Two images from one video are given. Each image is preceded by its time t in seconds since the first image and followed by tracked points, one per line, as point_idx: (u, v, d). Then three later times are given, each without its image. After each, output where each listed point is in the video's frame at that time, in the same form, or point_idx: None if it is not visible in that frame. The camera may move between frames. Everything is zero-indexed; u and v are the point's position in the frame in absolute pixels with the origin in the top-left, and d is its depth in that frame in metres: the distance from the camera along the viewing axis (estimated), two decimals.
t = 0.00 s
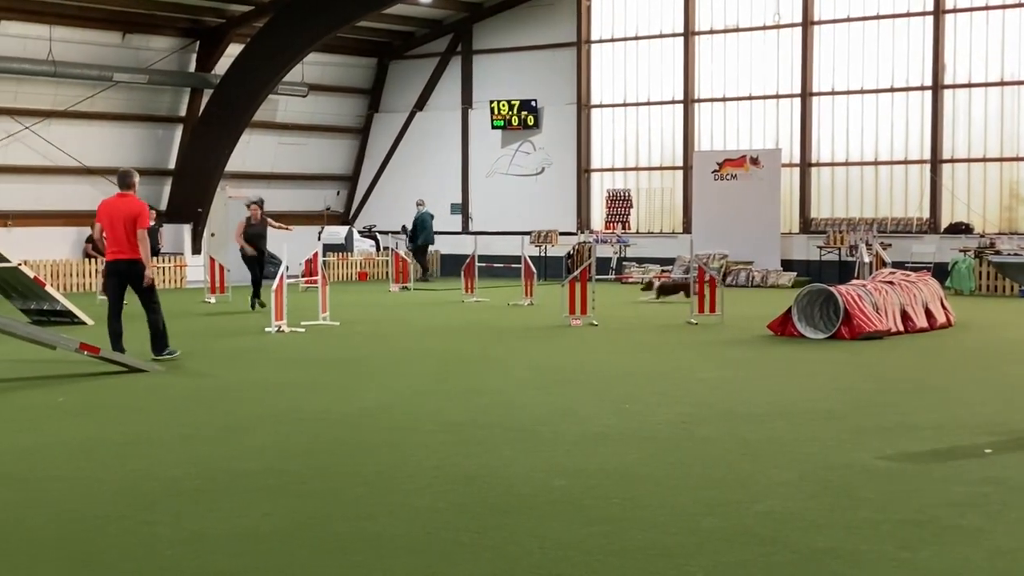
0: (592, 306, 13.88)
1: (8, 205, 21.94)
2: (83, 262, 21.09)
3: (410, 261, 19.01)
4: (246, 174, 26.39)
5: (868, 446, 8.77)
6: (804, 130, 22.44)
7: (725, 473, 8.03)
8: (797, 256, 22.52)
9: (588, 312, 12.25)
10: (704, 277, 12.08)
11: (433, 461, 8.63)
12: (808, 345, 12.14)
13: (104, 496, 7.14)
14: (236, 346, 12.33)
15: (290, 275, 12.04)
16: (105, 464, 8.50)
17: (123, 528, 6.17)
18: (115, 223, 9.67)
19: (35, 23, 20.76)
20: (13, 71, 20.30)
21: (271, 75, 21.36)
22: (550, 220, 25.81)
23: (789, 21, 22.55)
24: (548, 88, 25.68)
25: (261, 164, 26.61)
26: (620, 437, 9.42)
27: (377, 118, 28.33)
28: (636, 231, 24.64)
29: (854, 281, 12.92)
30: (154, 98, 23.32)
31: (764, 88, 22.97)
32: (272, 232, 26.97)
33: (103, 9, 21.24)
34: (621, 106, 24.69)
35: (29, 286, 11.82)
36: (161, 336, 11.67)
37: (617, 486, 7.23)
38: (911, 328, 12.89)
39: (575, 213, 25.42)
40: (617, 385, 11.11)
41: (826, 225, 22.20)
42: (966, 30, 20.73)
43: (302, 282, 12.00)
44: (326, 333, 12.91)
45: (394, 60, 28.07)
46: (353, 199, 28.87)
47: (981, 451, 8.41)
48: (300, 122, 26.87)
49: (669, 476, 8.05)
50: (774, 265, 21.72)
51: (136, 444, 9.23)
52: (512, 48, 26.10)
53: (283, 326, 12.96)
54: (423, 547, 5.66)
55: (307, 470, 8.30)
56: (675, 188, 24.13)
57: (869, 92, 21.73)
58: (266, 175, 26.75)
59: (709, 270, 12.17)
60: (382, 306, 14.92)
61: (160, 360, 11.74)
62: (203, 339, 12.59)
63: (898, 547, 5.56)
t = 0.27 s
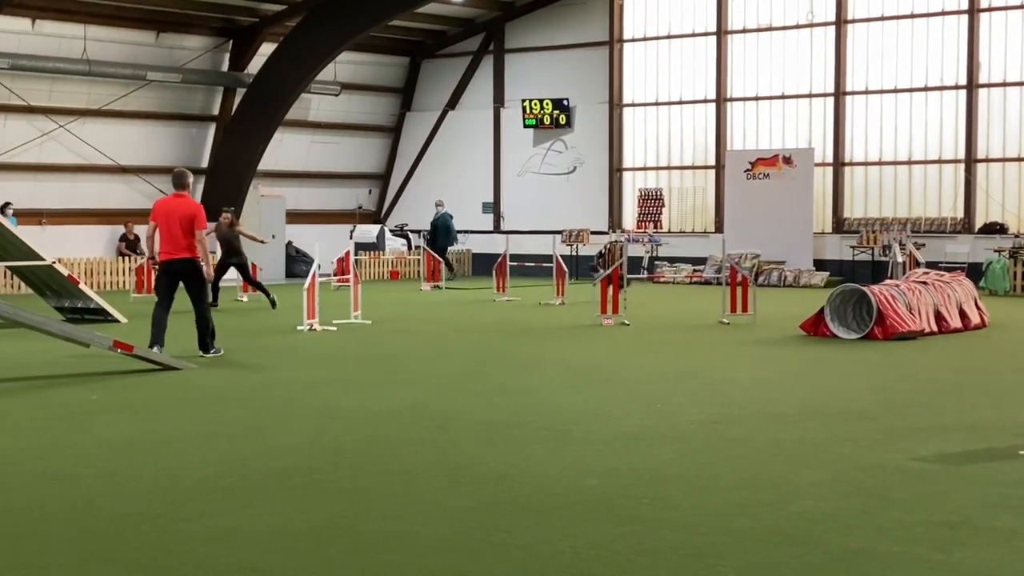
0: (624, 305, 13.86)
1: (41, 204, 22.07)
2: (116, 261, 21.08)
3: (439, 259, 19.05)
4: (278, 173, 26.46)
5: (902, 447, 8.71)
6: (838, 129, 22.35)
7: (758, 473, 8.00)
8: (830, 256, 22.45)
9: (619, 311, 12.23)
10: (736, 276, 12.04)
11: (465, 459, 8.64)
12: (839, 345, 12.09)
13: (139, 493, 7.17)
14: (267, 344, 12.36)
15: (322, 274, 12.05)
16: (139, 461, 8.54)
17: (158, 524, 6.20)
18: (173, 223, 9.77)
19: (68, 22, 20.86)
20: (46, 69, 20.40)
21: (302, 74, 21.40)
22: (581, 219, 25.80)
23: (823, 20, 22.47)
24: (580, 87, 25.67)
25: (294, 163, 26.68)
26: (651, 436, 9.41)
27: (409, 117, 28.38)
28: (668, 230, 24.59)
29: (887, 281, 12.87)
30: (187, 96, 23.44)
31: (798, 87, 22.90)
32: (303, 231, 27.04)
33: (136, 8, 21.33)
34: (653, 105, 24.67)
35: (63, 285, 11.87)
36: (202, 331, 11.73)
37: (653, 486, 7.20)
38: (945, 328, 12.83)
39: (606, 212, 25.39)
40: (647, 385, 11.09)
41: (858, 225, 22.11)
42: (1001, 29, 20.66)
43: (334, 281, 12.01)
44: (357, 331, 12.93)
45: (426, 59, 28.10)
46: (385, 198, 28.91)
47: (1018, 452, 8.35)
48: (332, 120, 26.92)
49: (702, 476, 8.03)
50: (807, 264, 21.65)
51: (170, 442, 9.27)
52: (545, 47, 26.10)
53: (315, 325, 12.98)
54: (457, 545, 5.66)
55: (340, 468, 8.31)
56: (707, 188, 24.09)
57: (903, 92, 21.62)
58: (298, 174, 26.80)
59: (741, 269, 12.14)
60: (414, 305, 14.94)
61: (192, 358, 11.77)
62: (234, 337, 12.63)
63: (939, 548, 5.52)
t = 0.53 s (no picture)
0: (666, 305, 13.83)
1: (86, 204, 22.15)
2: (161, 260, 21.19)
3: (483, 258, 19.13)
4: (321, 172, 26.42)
5: (953, 447, 8.64)
6: (882, 129, 22.25)
7: (809, 473, 7.95)
8: (874, 256, 22.33)
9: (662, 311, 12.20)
10: (780, 276, 11.99)
11: (512, 459, 8.62)
12: (883, 346, 12.03)
13: (188, 489, 7.19)
14: (310, 343, 12.40)
15: (365, 273, 12.07)
16: (185, 459, 8.56)
17: (211, 520, 6.20)
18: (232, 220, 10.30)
19: (113, 22, 20.99)
20: (90, 70, 20.50)
21: (348, 75, 21.53)
22: (623, 219, 25.77)
23: (867, 19, 22.38)
24: (623, 86, 25.66)
25: (338, 161, 26.69)
26: (696, 436, 9.37)
27: (451, 117, 28.44)
28: (711, 230, 24.53)
29: (931, 282, 12.81)
30: (230, 97, 23.55)
31: (842, 86, 22.81)
32: (345, 231, 27.09)
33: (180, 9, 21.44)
34: (696, 105, 24.65)
35: (108, 284, 11.92)
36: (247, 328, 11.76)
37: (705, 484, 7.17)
38: (990, 329, 12.75)
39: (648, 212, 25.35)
40: (689, 385, 11.05)
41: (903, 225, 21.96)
42: None
43: (376, 280, 12.03)
44: (399, 330, 12.95)
45: (468, 59, 28.16)
46: (427, 198, 28.94)
47: None
48: (374, 120, 26.96)
49: (750, 477, 7.98)
50: (851, 264, 21.53)
51: (214, 440, 9.29)
52: (588, 46, 26.11)
53: (357, 324, 13.01)
54: (512, 541, 5.64)
55: (386, 467, 8.31)
56: (750, 188, 24.04)
57: (948, 91, 21.49)
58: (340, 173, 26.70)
59: (784, 269, 12.09)
60: (456, 304, 14.96)
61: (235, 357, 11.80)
62: (277, 336, 12.67)
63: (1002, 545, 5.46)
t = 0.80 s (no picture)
0: (721, 306, 13.78)
1: (145, 205, 22.32)
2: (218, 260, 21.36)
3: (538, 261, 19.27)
4: (375, 174, 26.56)
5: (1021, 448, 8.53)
6: (940, 130, 22.08)
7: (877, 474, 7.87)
8: (932, 257, 22.14)
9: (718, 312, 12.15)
10: (837, 277, 11.91)
11: (574, 460, 8.59)
12: (943, 349, 11.92)
13: (255, 482, 7.21)
14: (366, 344, 12.44)
15: (420, 274, 12.09)
16: (249, 457, 8.59)
17: (282, 512, 6.22)
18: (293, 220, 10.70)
19: (170, 25, 21.17)
20: (148, 72, 20.64)
21: (399, 78, 21.39)
22: (677, 220, 25.76)
23: (925, 19, 22.22)
24: (679, 87, 25.64)
25: (391, 162, 26.75)
26: (756, 437, 9.31)
27: (505, 118, 28.52)
28: (766, 231, 24.48)
29: (991, 284, 12.70)
30: (287, 98, 23.63)
31: (899, 86, 22.66)
32: (400, 232, 27.19)
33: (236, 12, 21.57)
34: (751, 106, 24.60)
35: (166, 284, 12.02)
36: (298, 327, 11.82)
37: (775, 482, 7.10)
38: None
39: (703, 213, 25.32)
40: (747, 386, 10.99)
41: (961, 226, 21.71)
42: None
43: (431, 281, 12.04)
44: (454, 331, 12.98)
45: (523, 60, 28.23)
46: (482, 199, 29.05)
47: None
48: (429, 122, 27.05)
49: (814, 478, 7.93)
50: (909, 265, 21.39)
51: (273, 439, 9.33)
52: (643, 47, 26.12)
53: (412, 325, 13.05)
54: (586, 535, 5.60)
55: (448, 467, 8.30)
56: (806, 189, 23.93)
57: (1008, 91, 21.29)
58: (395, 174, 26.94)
59: (841, 271, 12.01)
60: (512, 305, 14.99)
61: (291, 356, 11.83)
62: (333, 337, 12.72)
63: None
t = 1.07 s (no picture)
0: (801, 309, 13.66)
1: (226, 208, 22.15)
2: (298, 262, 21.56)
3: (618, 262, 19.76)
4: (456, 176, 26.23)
5: None
6: None
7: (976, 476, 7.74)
8: (1019, 258, 21.76)
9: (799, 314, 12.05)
10: (922, 279, 11.76)
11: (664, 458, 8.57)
12: None
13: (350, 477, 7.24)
14: (445, 345, 12.49)
15: (499, 276, 12.14)
16: (339, 456, 8.64)
17: (388, 501, 6.26)
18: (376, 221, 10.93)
19: (252, 29, 21.32)
20: (232, 76, 20.78)
21: (475, 74, 21.54)
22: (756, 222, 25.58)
23: (1011, 17, 21.91)
24: (759, 88, 25.46)
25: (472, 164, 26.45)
26: (845, 437, 9.22)
27: (582, 121, 28.38)
28: (846, 232, 24.29)
29: None
30: (366, 101, 23.65)
31: (985, 85, 22.35)
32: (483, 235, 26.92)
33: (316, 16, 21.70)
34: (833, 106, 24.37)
35: (249, 286, 12.14)
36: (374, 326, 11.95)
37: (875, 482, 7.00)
38: None
39: (783, 215, 25.15)
40: (831, 387, 10.87)
41: None
42: None
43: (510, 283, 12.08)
44: (532, 333, 12.99)
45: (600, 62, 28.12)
46: (558, 199, 28.75)
47: None
48: (509, 124, 26.92)
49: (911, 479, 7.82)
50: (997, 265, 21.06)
51: (361, 438, 9.39)
52: (723, 48, 25.97)
53: (491, 327, 13.09)
54: (697, 527, 5.58)
55: (538, 466, 8.30)
56: (888, 190, 23.70)
57: None
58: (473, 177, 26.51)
59: (926, 272, 11.85)
60: (588, 307, 14.96)
61: (372, 357, 11.89)
62: (413, 339, 12.79)
63: None
